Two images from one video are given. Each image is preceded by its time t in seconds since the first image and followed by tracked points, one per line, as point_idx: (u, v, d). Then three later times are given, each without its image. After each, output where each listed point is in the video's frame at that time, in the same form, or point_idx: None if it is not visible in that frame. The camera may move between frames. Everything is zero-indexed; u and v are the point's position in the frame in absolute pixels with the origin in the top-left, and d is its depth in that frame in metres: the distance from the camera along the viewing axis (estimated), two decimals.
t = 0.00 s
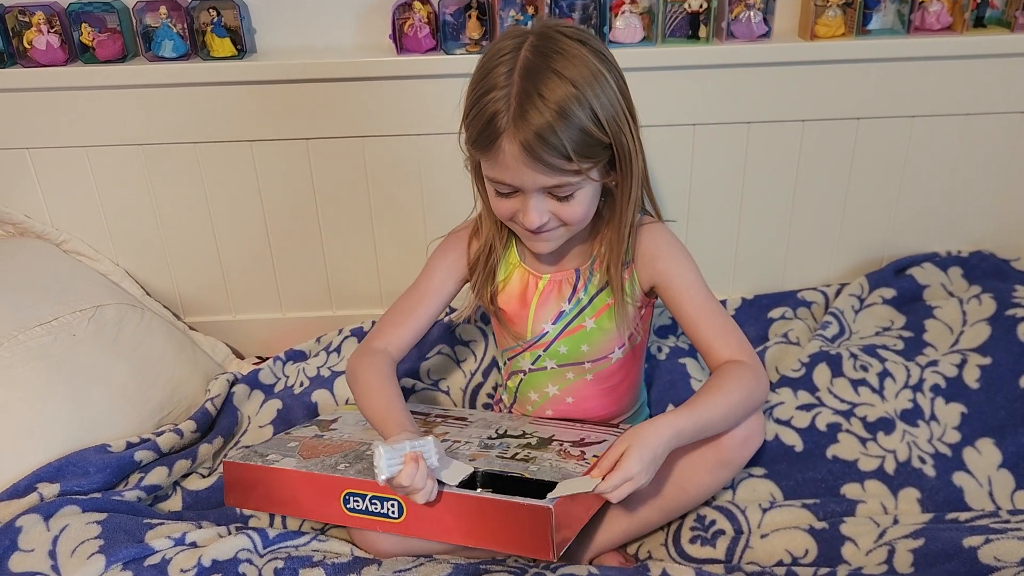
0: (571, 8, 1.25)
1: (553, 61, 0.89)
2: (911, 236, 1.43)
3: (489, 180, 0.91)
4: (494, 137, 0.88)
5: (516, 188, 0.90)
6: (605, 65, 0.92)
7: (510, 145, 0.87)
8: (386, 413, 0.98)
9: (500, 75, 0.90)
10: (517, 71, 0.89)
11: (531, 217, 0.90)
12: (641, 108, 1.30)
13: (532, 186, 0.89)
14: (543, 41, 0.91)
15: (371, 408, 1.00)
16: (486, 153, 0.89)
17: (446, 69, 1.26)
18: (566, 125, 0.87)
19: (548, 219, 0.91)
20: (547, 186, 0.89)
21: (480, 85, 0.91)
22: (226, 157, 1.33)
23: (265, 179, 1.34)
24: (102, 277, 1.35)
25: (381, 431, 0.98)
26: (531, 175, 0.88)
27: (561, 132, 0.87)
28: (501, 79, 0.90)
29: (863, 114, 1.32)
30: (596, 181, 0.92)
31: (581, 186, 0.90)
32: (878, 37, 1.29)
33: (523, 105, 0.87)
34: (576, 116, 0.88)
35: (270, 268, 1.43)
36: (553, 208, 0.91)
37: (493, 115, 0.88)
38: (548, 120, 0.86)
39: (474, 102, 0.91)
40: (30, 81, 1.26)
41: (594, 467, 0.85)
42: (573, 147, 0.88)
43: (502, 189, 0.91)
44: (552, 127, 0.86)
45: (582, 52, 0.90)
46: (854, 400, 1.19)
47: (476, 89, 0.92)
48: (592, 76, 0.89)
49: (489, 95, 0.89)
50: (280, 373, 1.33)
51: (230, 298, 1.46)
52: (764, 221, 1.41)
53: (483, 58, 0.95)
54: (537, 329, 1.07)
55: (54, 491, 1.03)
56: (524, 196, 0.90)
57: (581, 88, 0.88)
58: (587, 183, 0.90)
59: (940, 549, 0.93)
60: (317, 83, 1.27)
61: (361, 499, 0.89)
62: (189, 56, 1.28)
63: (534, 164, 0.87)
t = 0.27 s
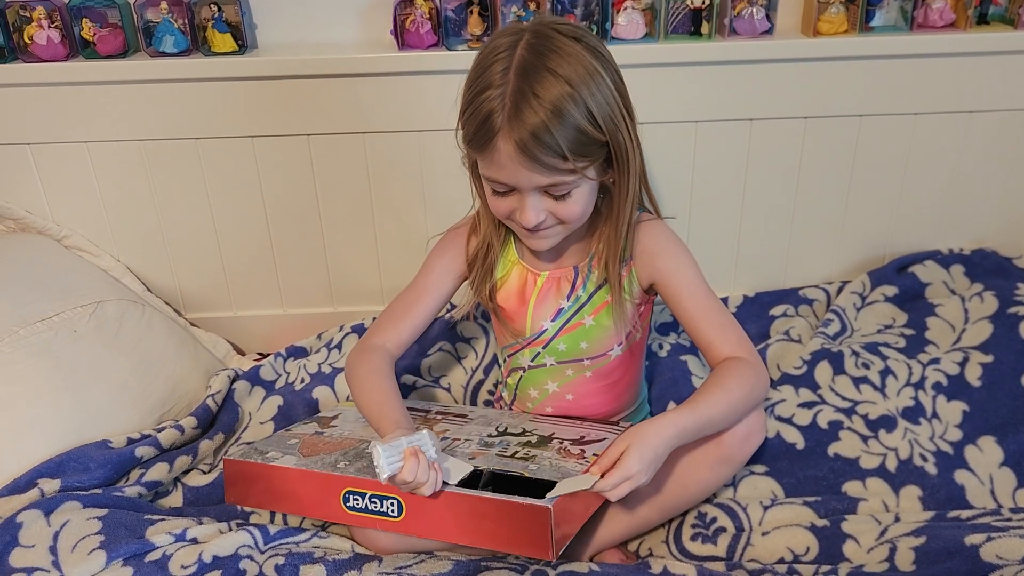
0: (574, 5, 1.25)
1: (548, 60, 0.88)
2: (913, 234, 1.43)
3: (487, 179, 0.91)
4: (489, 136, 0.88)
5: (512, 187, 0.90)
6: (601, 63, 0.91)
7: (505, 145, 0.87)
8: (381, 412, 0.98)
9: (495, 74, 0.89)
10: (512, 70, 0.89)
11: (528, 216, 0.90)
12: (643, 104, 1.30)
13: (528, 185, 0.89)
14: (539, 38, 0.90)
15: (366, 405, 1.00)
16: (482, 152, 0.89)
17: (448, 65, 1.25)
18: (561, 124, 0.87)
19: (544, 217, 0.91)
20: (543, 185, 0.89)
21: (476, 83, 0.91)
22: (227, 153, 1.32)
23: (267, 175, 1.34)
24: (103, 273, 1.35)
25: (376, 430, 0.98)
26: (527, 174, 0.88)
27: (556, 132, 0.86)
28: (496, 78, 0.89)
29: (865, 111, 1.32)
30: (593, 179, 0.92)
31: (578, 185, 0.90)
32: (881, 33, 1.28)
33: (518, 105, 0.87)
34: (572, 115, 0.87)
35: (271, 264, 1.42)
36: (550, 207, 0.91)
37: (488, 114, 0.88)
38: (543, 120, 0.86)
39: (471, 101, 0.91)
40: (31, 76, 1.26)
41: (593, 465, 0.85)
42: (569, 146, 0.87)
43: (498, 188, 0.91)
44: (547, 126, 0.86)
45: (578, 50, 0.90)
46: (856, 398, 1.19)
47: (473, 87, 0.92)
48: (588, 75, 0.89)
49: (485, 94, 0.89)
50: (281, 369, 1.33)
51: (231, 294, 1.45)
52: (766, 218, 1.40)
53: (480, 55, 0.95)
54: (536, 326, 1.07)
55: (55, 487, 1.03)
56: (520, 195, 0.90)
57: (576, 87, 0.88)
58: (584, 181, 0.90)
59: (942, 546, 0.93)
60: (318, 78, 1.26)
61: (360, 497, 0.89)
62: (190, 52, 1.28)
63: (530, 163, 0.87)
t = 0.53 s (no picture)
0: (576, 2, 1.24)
1: (546, 59, 0.88)
2: (915, 233, 1.43)
3: (485, 178, 0.91)
4: (488, 135, 0.87)
5: (511, 186, 0.89)
6: (599, 61, 0.91)
7: (503, 144, 0.87)
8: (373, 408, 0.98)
9: (493, 73, 0.89)
10: (510, 69, 0.89)
11: (527, 214, 0.90)
12: (645, 102, 1.30)
13: (527, 184, 0.88)
14: (536, 37, 0.90)
15: (359, 401, 1.00)
16: (480, 152, 0.89)
17: (449, 62, 1.25)
18: (559, 123, 0.86)
19: (544, 216, 0.90)
20: (541, 184, 0.88)
21: (474, 82, 0.91)
22: (228, 150, 1.32)
23: (268, 171, 1.34)
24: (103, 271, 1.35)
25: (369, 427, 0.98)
26: (525, 173, 0.87)
27: (554, 131, 0.86)
28: (494, 77, 0.89)
29: (868, 109, 1.32)
30: (592, 177, 0.91)
31: (576, 184, 0.90)
32: (884, 31, 1.28)
33: (516, 104, 0.86)
34: (570, 114, 0.87)
35: (272, 261, 1.42)
36: (549, 206, 0.90)
37: (486, 113, 0.88)
38: (541, 119, 0.86)
39: (469, 100, 0.91)
40: (32, 73, 1.25)
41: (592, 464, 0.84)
42: (568, 145, 0.87)
43: (497, 187, 0.91)
44: (545, 125, 0.86)
45: (576, 49, 0.89)
46: (857, 397, 1.18)
47: (470, 86, 0.91)
48: (586, 73, 0.88)
49: (482, 93, 0.89)
50: (282, 367, 1.33)
51: (232, 292, 1.45)
52: (768, 216, 1.40)
53: (478, 54, 0.95)
54: (536, 325, 1.07)
55: (55, 484, 1.02)
56: (519, 194, 0.90)
57: (575, 86, 0.87)
58: (582, 180, 0.90)
59: (943, 546, 0.92)
60: (320, 76, 1.26)
61: (359, 495, 0.89)
62: (191, 49, 1.28)
63: (528, 162, 0.86)
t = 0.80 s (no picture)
0: None
1: (534, 62, 0.87)
2: (917, 231, 1.42)
3: (476, 183, 0.90)
4: (476, 141, 0.86)
5: (501, 191, 0.89)
6: (589, 63, 0.89)
7: (491, 150, 0.86)
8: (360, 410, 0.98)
9: (481, 78, 0.88)
10: (498, 72, 0.87)
11: (518, 219, 0.89)
12: (647, 99, 1.29)
13: (516, 189, 0.87)
14: (524, 39, 0.89)
15: (348, 400, 1.01)
16: (469, 157, 0.88)
17: (450, 60, 1.25)
18: (547, 128, 0.85)
19: (534, 221, 0.90)
20: (531, 190, 0.87)
21: (463, 86, 0.89)
22: (229, 147, 1.32)
23: (269, 168, 1.33)
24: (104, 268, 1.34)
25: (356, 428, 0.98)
26: (514, 179, 0.86)
27: (542, 137, 0.85)
28: (482, 81, 0.88)
29: (871, 107, 1.31)
30: (583, 181, 0.90)
31: (567, 188, 0.89)
32: (886, 29, 1.28)
33: (503, 109, 0.85)
34: (559, 118, 0.86)
35: (273, 258, 1.42)
36: (539, 210, 0.89)
37: (474, 119, 0.87)
38: (528, 125, 0.84)
39: (458, 105, 0.90)
40: (32, 70, 1.25)
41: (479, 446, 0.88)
42: (557, 150, 0.86)
43: (487, 192, 0.90)
44: (533, 131, 0.84)
45: (564, 51, 0.88)
46: (860, 395, 1.18)
47: (459, 90, 0.90)
48: (575, 76, 0.87)
49: (470, 98, 0.88)
50: (282, 365, 1.33)
51: (233, 289, 1.45)
52: (770, 214, 1.40)
53: (467, 56, 0.93)
54: (530, 327, 1.05)
55: (55, 482, 1.02)
56: (509, 199, 0.89)
57: (563, 90, 0.86)
58: (573, 184, 0.89)
59: (945, 545, 0.92)
60: (321, 72, 1.26)
61: (351, 497, 0.88)
62: (191, 46, 1.27)
63: (517, 168, 0.86)
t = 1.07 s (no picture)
0: None
1: (501, 71, 0.85)
2: (920, 229, 1.42)
3: (452, 195, 0.89)
4: (447, 154, 0.85)
5: (477, 203, 0.87)
6: (559, 69, 0.87)
7: (462, 162, 0.84)
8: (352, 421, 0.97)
9: (450, 89, 0.86)
10: (465, 83, 0.86)
11: (496, 230, 0.88)
12: (650, 97, 1.29)
13: (490, 200, 0.86)
14: (492, 48, 0.87)
15: (339, 411, 0.99)
16: (442, 170, 0.87)
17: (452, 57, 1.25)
18: (517, 139, 0.83)
19: (513, 230, 0.88)
20: (506, 200, 0.86)
21: (433, 98, 0.88)
22: (230, 143, 1.31)
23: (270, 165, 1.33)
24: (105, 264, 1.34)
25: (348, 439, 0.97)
26: (487, 191, 0.85)
27: (512, 148, 0.83)
28: (450, 92, 0.86)
29: (873, 105, 1.31)
30: (559, 188, 0.88)
31: (542, 197, 0.87)
32: (889, 26, 1.27)
33: (472, 122, 0.84)
34: (529, 127, 0.84)
35: (274, 256, 1.42)
36: (517, 219, 0.88)
37: (444, 132, 0.85)
38: (497, 135, 0.83)
39: (429, 117, 0.88)
40: (34, 66, 1.25)
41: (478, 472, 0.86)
42: (528, 160, 0.84)
43: (464, 203, 0.89)
44: (502, 142, 0.83)
45: (533, 59, 0.86)
46: (861, 393, 1.18)
47: (430, 103, 0.89)
48: (542, 83, 0.85)
49: (440, 111, 0.86)
50: (284, 363, 1.33)
51: (234, 286, 1.45)
52: (772, 212, 1.39)
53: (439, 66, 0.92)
54: (521, 332, 1.04)
55: (56, 479, 1.02)
56: (486, 210, 0.87)
57: (531, 98, 0.84)
58: (548, 193, 0.87)
59: (947, 544, 0.92)
60: (323, 69, 1.26)
61: (350, 509, 0.87)
62: (193, 42, 1.27)
63: (488, 180, 0.84)
